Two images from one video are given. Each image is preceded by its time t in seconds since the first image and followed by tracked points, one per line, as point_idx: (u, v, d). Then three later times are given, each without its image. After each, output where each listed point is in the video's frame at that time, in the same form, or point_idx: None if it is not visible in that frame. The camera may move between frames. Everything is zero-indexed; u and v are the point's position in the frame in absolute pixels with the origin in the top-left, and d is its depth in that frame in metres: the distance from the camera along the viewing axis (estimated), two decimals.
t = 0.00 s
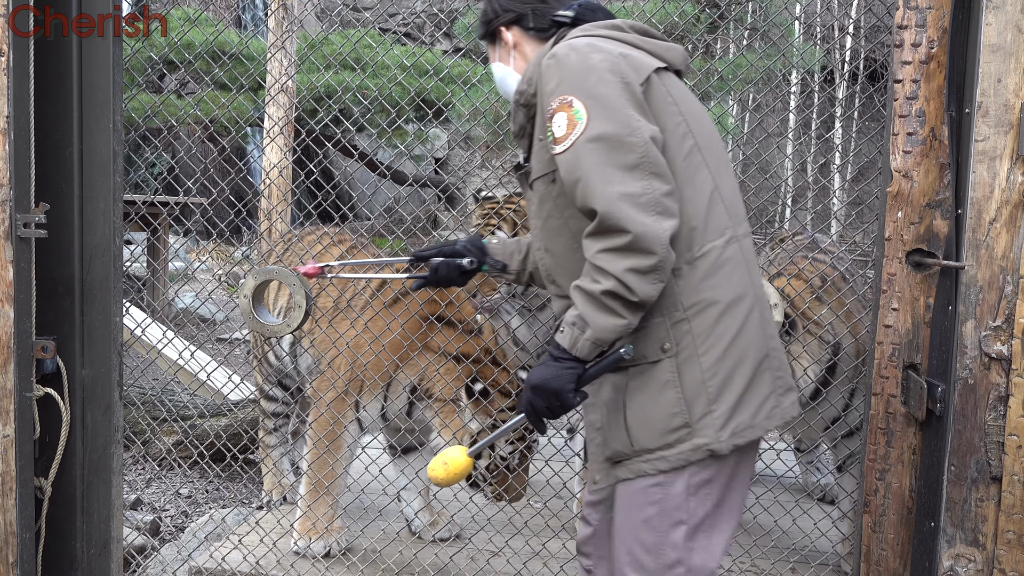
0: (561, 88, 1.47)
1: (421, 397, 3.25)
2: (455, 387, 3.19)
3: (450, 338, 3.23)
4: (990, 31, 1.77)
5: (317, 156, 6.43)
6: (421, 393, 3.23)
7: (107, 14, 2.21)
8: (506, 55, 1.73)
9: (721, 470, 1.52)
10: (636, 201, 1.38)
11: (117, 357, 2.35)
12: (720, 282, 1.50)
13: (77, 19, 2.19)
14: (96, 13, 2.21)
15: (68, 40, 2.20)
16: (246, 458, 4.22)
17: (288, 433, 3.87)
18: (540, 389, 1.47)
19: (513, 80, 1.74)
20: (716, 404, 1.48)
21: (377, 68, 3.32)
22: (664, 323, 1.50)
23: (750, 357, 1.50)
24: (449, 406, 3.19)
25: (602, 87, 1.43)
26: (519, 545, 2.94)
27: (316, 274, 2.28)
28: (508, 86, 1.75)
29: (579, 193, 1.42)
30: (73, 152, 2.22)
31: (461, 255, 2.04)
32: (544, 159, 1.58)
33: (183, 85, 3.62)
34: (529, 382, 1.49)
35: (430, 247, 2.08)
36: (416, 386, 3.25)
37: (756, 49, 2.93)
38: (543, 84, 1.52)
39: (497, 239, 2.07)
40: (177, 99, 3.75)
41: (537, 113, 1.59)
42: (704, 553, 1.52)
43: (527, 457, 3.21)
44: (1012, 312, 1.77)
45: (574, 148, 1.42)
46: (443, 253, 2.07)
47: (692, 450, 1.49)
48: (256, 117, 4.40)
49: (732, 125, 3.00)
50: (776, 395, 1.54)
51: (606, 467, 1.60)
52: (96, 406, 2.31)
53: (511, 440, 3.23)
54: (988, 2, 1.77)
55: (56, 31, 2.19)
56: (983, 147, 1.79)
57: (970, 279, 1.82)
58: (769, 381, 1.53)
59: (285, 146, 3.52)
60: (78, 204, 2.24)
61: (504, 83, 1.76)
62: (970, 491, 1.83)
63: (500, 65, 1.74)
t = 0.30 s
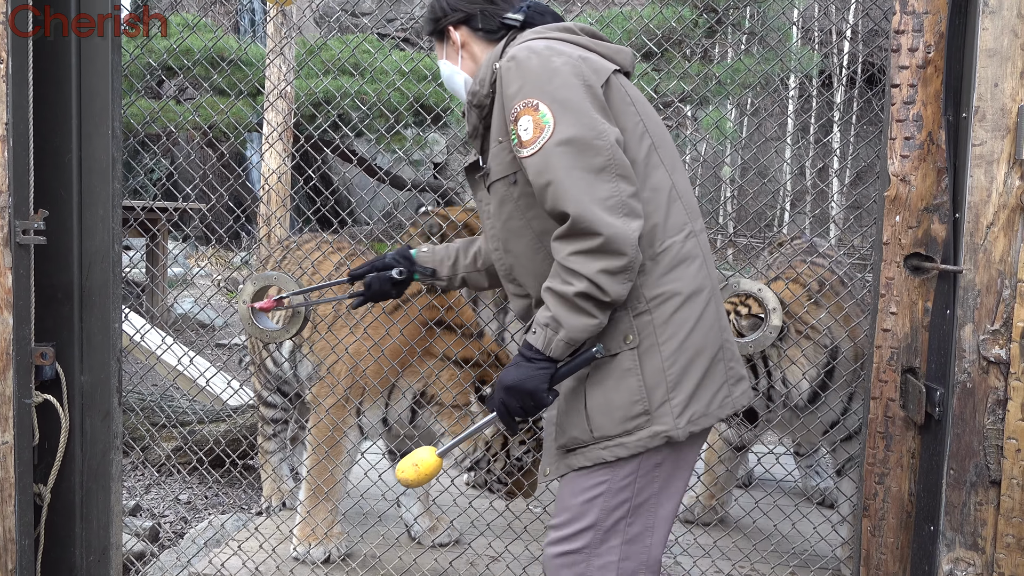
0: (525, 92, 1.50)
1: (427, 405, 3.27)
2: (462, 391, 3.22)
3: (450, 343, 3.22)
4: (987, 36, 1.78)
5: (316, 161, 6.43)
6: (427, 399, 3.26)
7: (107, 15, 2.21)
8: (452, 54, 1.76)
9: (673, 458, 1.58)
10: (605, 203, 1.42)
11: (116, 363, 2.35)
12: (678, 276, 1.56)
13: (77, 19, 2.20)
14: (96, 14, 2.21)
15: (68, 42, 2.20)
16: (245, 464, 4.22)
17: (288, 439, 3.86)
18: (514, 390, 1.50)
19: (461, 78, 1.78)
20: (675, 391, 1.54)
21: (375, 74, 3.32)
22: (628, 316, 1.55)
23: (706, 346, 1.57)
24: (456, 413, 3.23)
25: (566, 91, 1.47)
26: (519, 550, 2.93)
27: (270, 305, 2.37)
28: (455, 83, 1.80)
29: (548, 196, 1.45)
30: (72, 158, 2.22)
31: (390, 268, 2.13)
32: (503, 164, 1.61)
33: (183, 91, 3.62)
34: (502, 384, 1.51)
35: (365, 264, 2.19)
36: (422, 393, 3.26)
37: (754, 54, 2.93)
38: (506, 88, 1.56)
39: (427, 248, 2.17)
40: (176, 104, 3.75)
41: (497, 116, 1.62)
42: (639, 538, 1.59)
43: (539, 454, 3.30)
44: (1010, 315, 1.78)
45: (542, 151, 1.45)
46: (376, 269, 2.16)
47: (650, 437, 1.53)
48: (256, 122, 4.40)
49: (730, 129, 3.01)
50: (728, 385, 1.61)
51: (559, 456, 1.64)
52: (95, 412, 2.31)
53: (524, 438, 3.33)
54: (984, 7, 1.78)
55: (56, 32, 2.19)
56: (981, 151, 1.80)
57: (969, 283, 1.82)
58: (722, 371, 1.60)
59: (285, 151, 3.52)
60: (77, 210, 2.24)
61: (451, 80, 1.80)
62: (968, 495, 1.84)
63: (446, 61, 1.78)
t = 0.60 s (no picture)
0: (512, 85, 1.50)
1: (429, 409, 3.36)
2: (466, 393, 3.30)
3: (450, 345, 3.27)
4: (987, 39, 1.78)
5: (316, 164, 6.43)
6: (428, 402, 3.34)
7: (107, 15, 2.22)
8: (428, 36, 1.77)
9: (654, 472, 1.59)
10: (595, 202, 1.43)
11: (117, 366, 2.35)
12: (653, 287, 1.59)
13: (77, 19, 2.20)
14: (96, 14, 2.21)
15: (67, 42, 2.20)
16: (245, 467, 4.21)
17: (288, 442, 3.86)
18: (503, 399, 1.47)
19: (433, 61, 1.81)
20: (653, 405, 1.56)
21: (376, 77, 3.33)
22: (605, 327, 1.56)
23: (681, 359, 1.60)
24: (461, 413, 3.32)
25: (554, 86, 1.47)
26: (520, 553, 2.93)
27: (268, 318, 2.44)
28: (428, 64, 1.82)
29: (535, 191, 1.44)
30: (73, 162, 2.23)
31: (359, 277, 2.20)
32: (480, 157, 1.62)
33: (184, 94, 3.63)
34: (490, 393, 1.49)
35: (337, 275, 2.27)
36: (423, 394, 3.33)
37: (755, 57, 2.94)
38: (490, 79, 1.55)
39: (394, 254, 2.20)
40: (176, 107, 3.75)
41: (478, 108, 1.61)
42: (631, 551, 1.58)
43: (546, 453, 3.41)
44: (1011, 319, 1.78)
45: (530, 145, 1.44)
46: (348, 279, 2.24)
47: (630, 453, 1.55)
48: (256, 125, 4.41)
49: (731, 132, 3.01)
50: (704, 396, 1.64)
51: (537, 472, 1.64)
52: (97, 415, 2.31)
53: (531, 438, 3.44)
54: (984, 10, 1.78)
55: (56, 32, 2.19)
56: (981, 154, 1.80)
57: (969, 286, 1.82)
58: (699, 382, 1.63)
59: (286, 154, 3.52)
60: (78, 213, 2.25)
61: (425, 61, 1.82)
62: (970, 498, 1.84)
63: (421, 42, 1.79)
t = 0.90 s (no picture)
0: (498, 76, 1.50)
1: (433, 410, 3.33)
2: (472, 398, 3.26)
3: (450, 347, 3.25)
4: (990, 42, 1.77)
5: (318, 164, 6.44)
6: (431, 403, 3.32)
7: (107, 15, 2.22)
8: (421, 14, 1.78)
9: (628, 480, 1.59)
10: (578, 199, 1.44)
11: (119, 366, 2.35)
12: (627, 294, 1.59)
13: (77, 19, 2.20)
14: (96, 14, 2.21)
15: (67, 42, 2.21)
16: (247, 468, 4.21)
17: (289, 443, 3.86)
18: (495, 410, 1.46)
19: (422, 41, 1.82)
20: (625, 414, 1.56)
21: (377, 78, 3.32)
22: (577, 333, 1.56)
23: (654, 367, 1.60)
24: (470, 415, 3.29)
25: (540, 80, 1.48)
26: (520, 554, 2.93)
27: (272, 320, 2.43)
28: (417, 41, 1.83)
29: (518, 185, 1.44)
30: (76, 162, 2.23)
31: (383, 273, 2.17)
32: (461, 151, 1.61)
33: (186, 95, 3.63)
34: (481, 404, 1.47)
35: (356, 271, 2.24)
36: (427, 396, 3.32)
37: (757, 59, 2.93)
38: (477, 70, 1.55)
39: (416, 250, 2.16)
40: (178, 108, 3.75)
41: (462, 99, 1.61)
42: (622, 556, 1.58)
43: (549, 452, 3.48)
44: (1013, 322, 1.78)
45: (514, 138, 1.45)
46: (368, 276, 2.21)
47: (600, 461, 1.56)
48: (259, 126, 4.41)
49: (733, 134, 3.00)
50: (679, 405, 1.64)
51: (512, 473, 1.65)
52: (98, 415, 2.31)
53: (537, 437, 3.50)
54: (987, 13, 1.78)
55: (56, 32, 2.20)
56: (984, 157, 1.80)
57: (971, 289, 1.82)
58: (674, 391, 1.63)
59: (288, 155, 3.53)
60: (80, 213, 2.25)
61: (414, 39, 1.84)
62: (971, 502, 1.83)
63: (413, 19, 1.81)
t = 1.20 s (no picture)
0: (519, 81, 1.49)
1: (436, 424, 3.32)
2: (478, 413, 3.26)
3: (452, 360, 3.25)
4: (998, 60, 1.78)
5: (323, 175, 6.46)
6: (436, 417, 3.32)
7: (107, 14, 2.22)
8: (440, 7, 1.79)
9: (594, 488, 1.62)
10: (582, 213, 1.45)
11: (121, 374, 2.35)
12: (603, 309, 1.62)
13: (77, 19, 2.20)
14: (96, 13, 2.22)
15: (69, 42, 2.22)
16: (247, 479, 4.20)
17: (290, 454, 3.85)
18: (505, 424, 1.44)
19: (438, 34, 1.81)
20: (591, 427, 1.59)
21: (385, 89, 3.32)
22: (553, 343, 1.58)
23: (623, 384, 1.63)
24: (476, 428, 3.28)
25: (558, 91, 1.48)
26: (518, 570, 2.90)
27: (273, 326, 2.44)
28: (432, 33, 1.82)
29: (526, 190, 1.43)
30: (83, 169, 2.23)
31: (403, 274, 2.28)
32: (465, 147, 1.61)
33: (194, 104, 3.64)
34: (489, 417, 1.45)
35: (375, 272, 2.33)
36: (432, 409, 3.32)
37: (763, 75, 2.93)
38: (497, 70, 1.55)
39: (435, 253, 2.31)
40: (185, 117, 3.76)
41: (475, 97, 1.61)
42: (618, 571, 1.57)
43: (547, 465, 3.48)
44: (1020, 341, 1.77)
45: (528, 145, 1.44)
46: (386, 277, 2.31)
47: (561, 470, 1.57)
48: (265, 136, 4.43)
49: (738, 150, 2.99)
50: (643, 425, 1.67)
51: (472, 472, 1.64)
52: (100, 423, 2.31)
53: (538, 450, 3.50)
54: (995, 32, 1.78)
55: (56, 32, 2.20)
56: (991, 175, 1.79)
57: (978, 308, 1.81)
58: (640, 410, 1.66)
59: (295, 165, 3.53)
60: (85, 221, 2.25)
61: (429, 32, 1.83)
62: (977, 523, 1.81)
63: (431, 12, 1.80)
